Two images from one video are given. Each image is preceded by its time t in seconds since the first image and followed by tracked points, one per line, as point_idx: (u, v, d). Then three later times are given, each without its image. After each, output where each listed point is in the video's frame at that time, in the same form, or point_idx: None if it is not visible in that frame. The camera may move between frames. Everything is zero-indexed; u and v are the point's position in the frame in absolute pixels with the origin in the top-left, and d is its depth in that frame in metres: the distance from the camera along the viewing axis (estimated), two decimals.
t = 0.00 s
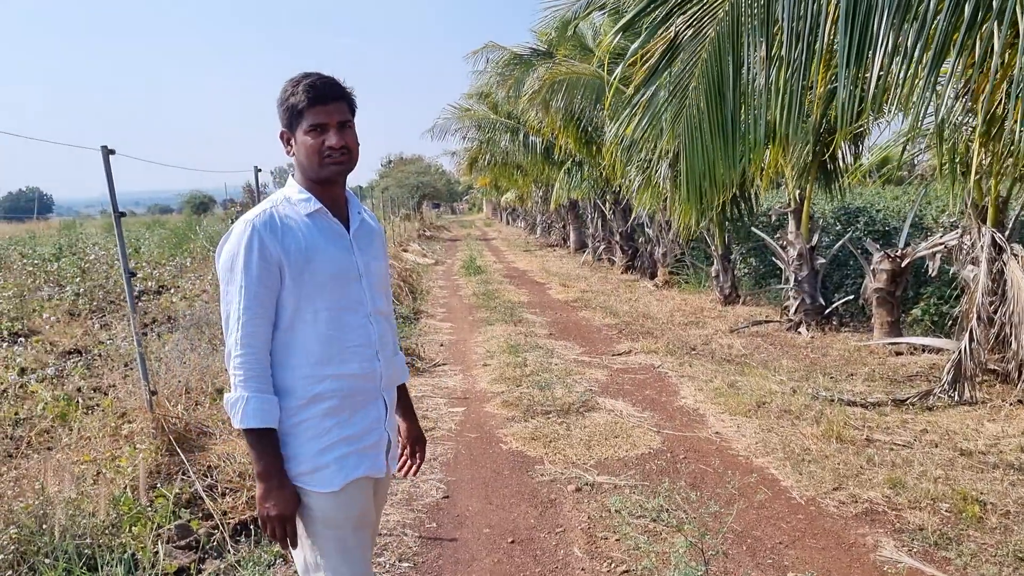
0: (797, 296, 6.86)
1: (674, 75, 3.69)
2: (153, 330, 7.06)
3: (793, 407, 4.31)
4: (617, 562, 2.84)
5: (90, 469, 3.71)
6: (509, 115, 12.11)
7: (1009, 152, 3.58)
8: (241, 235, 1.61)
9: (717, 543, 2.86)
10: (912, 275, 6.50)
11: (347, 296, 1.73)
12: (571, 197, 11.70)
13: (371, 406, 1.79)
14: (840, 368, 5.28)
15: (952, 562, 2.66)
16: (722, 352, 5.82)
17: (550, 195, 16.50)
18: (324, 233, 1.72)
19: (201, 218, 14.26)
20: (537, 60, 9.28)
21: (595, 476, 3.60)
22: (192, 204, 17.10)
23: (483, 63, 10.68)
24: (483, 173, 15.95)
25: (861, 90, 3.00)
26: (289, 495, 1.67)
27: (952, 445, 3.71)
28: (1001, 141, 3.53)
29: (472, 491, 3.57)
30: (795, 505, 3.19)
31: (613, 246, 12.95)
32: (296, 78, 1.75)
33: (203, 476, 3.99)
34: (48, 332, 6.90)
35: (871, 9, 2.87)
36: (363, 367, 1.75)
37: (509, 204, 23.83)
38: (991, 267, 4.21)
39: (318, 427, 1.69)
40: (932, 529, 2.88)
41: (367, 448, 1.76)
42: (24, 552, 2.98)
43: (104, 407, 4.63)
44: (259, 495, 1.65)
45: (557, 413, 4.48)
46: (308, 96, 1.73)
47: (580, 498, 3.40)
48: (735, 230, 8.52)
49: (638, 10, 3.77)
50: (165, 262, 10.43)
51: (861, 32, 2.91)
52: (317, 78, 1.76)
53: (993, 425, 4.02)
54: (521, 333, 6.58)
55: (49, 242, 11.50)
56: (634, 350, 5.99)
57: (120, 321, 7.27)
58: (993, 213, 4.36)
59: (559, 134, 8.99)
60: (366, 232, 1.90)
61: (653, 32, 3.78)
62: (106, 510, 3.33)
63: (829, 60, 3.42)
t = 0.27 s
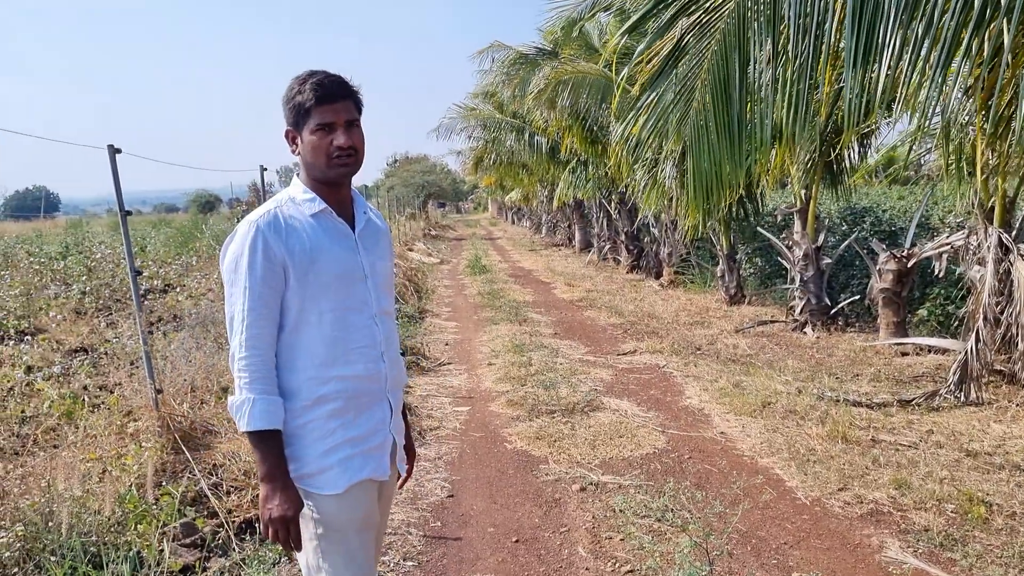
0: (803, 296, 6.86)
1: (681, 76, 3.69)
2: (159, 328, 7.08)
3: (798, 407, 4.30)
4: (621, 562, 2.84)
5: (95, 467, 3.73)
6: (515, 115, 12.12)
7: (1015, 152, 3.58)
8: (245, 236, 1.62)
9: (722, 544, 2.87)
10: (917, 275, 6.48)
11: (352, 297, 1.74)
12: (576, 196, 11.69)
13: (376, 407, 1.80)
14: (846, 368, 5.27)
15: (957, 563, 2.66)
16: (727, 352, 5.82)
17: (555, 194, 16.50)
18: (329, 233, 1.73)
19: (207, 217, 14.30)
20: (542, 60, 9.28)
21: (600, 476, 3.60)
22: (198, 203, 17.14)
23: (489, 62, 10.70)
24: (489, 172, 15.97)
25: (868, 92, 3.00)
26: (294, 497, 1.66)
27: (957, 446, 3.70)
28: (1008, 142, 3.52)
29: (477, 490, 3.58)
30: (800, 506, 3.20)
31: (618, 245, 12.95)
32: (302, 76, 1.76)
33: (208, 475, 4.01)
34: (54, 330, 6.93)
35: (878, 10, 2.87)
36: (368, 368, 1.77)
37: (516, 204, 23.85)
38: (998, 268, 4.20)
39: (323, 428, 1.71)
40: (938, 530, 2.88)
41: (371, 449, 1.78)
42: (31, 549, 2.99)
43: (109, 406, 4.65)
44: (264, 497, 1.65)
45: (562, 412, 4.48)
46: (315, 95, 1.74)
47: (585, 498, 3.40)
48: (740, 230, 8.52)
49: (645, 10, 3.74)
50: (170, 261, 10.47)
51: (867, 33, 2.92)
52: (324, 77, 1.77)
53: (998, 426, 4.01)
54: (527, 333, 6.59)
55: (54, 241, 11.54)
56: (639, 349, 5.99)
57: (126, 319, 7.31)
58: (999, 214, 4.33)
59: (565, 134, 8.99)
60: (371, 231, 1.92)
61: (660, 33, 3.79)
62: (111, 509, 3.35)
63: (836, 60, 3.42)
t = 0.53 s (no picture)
0: (819, 296, 6.84)
1: (698, 77, 3.69)
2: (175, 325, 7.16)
3: (814, 408, 4.29)
4: (636, 561, 2.86)
5: (112, 463, 3.79)
6: (530, 114, 12.15)
7: None
8: (260, 238, 1.63)
9: (737, 544, 2.87)
10: (935, 275, 6.43)
11: (368, 298, 1.75)
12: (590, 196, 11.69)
13: (393, 409, 1.81)
14: (862, 369, 5.25)
15: (974, 565, 2.65)
16: (743, 352, 5.80)
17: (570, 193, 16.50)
18: (345, 235, 1.74)
19: (223, 215, 14.42)
20: (557, 59, 9.30)
21: (614, 475, 3.62)
22: (214, 201, 17.29)
23: (504, 61, 10.72)
24: (504, 171, 16.00)
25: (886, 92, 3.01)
26: (314, 501, 1.66)
27: (975, 448, 3.68)
28: None
29: (492, 489, 3.60)
30: (816, 507, 3.20)
31: (633, 245, 12.93)
32: (316, 72, 1.75)
33: (224, 471, 4.07)
34: (72, 326, 7.02)
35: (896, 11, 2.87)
36: (384, 370, 1.77)
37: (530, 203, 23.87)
38: (1017, 269, 4.18)
39: (339, 431, 1.72)
40: (956, 532, 2.88)
41: (388, 451, 1.79)
42: (50, 544, 3.04)
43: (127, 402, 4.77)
44: (282, 501, 1.65)
45: (577, 412, 4.50)
46: (328, 91, 1.74)
47: (600, 497, 3.42)
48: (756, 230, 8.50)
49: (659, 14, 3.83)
50: (186, 258, 10.57)
51: (885, 35, 2.92)
52: (339, 73, 1.77)
53: (1017, 428, 3.98)
54: (542, 332, 6.61)
55: (72, 238, 11.68)
56: (654, 349, 6.00)
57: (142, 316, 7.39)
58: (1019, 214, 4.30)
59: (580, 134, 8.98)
60: (390, 229, 1.91)
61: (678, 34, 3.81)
62: (129, 505, 3.41)
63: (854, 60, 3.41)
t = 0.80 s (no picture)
0: (856, 299, 6.77)
1: (738, 80, 3.71)
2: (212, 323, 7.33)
3: (852, 411, 4.25)
4: (673, 564, 2.88)
5: (153, 458, 3.91)
6: (562, 114, 12.19)
7: None
8: (294, 242, 1.63)
9: (776, 548, 2.88)
10: (975, 278, 6.32)
11: (404, 301, 1.72)
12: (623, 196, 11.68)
13: (430, 416, 1.78)
14: (900, 373, 5.17)
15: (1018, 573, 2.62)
16: (778, 355, 5.76)
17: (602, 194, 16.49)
18: (380, 237, 1.72)
19: (258, 215, 14.70)
20: (591, 59, 9.31)
21: (650, 477, 3.64)
22: (250, 201, 17.63)
23: (537, 62, 10.76)
24: (536, 172, 16.06)
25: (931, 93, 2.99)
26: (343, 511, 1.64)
27: (1019, 454, 3.62)
28: None
29: (527, 489, 3.65)
30: (855, 511, 3.18)
31: (665, 246, 12.88)
32: (354, 69, 1.73)
33: (264, 469, 4.19)
34: (112, 324, 7.20)
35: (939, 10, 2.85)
36: (420, 375, 1.74)
37: (562, 203, 23.89)
38: None
39: (374, 439, 1.70)
40: (999, 539, 2.85)
41: (423, 459, 1.76)
42: (95, 538, 3.16)
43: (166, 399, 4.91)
44: (313, 509, 1.63)
45: (611, 413, 4.53)
46: (367, 88, 1.71)
47: (635, 499, 3.45)
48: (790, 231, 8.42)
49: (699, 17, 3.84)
50: (222, 258, 10.81)
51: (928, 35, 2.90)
52: (378, 69, 1.74)
53: None
54: (575, 333, 6.64)
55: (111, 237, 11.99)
56: (688, 351, 5.99)
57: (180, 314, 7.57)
58: None
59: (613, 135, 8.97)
60: (429, 228, 1.88)
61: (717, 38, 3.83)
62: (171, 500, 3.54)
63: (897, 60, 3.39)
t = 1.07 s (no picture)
0: (905, 301, 6.62)
1: (789, 78, 3.68)
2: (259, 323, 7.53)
3: (902, 415, 4.19)
4: (720, 567, 2.91)
5: (204, 454, 4.06)
6: (605, 114, 12.19)
7: None
8: (333, 243, 1.63)
9: (827, 553, 2.87)
10: None
11: (447, 303, 1.70)
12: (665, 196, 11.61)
13: (476, 423, 1.74)
14: (953, 376, 5.05)
15: None
16: (825, 357, 5.68)
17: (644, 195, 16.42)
18: (422, 237, 1.70)
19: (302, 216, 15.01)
20: (634, 59, 9.29)
21: (696, 479, 3.66)
22: (294, 203, 18.00)
23: (580, 62, 10.78)
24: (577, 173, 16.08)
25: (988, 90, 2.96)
26: (374, 520, 1.59)
27: None
28: None
29: (572, 489, 3.71)
30: (907, 517, 3.15)
31: (709, 246, 12.77)
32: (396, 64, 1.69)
33: (312, 466, 4.33)
34: (162, 322, 7.42)
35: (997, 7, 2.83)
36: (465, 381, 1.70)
37: (603, 203, 23.84)
38: None
39: (416, 446, 1.66)
40: None
41: (468, 469, 1.71)
42: (152, 532, 3.33)
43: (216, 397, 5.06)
44: (342, 519, 1.59)
45: (655, 415, 4.55)
46: (410, 84, 1.67)
47: (681, 501, 3.47)
48: (836, 231, 8.27)
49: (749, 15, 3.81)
50: (268, 259, 11.09)
51: (986, 33, 2.87)
52: (423, 64, 1.69)
53: None
54: (618, 334, 6.66)
55: (161, 238, 12.38)
56: (733, 352, 5.95)
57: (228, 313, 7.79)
58: None
59: (656, 136, 8.92)
60: (474, 228, 1.84)
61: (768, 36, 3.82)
62: (224, 495, 3.69)
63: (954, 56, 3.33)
